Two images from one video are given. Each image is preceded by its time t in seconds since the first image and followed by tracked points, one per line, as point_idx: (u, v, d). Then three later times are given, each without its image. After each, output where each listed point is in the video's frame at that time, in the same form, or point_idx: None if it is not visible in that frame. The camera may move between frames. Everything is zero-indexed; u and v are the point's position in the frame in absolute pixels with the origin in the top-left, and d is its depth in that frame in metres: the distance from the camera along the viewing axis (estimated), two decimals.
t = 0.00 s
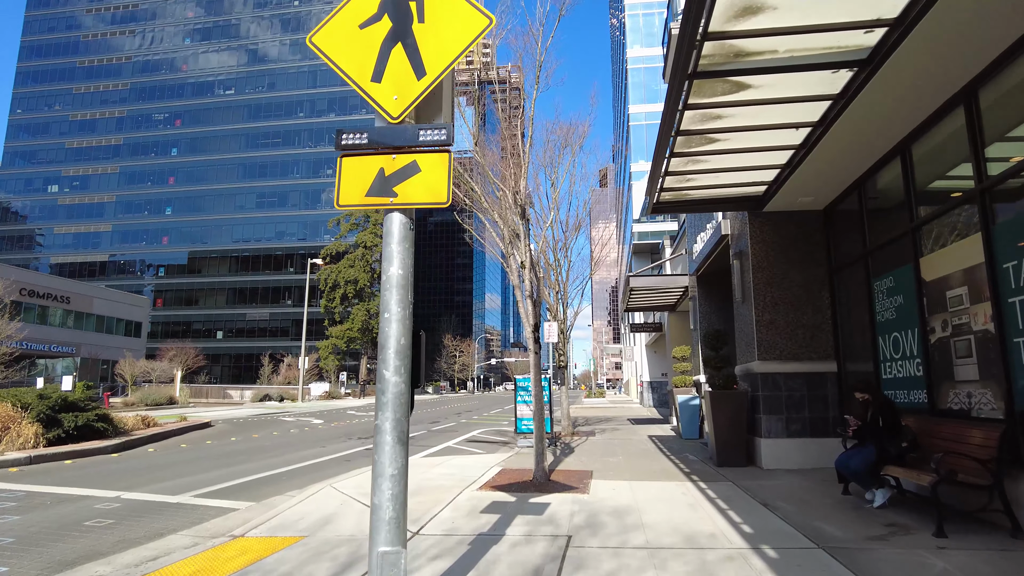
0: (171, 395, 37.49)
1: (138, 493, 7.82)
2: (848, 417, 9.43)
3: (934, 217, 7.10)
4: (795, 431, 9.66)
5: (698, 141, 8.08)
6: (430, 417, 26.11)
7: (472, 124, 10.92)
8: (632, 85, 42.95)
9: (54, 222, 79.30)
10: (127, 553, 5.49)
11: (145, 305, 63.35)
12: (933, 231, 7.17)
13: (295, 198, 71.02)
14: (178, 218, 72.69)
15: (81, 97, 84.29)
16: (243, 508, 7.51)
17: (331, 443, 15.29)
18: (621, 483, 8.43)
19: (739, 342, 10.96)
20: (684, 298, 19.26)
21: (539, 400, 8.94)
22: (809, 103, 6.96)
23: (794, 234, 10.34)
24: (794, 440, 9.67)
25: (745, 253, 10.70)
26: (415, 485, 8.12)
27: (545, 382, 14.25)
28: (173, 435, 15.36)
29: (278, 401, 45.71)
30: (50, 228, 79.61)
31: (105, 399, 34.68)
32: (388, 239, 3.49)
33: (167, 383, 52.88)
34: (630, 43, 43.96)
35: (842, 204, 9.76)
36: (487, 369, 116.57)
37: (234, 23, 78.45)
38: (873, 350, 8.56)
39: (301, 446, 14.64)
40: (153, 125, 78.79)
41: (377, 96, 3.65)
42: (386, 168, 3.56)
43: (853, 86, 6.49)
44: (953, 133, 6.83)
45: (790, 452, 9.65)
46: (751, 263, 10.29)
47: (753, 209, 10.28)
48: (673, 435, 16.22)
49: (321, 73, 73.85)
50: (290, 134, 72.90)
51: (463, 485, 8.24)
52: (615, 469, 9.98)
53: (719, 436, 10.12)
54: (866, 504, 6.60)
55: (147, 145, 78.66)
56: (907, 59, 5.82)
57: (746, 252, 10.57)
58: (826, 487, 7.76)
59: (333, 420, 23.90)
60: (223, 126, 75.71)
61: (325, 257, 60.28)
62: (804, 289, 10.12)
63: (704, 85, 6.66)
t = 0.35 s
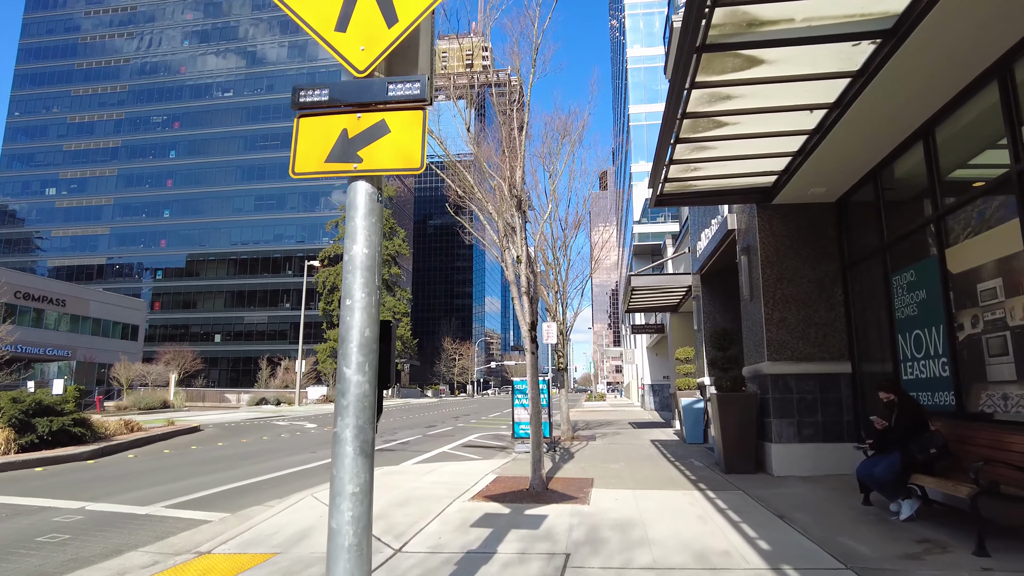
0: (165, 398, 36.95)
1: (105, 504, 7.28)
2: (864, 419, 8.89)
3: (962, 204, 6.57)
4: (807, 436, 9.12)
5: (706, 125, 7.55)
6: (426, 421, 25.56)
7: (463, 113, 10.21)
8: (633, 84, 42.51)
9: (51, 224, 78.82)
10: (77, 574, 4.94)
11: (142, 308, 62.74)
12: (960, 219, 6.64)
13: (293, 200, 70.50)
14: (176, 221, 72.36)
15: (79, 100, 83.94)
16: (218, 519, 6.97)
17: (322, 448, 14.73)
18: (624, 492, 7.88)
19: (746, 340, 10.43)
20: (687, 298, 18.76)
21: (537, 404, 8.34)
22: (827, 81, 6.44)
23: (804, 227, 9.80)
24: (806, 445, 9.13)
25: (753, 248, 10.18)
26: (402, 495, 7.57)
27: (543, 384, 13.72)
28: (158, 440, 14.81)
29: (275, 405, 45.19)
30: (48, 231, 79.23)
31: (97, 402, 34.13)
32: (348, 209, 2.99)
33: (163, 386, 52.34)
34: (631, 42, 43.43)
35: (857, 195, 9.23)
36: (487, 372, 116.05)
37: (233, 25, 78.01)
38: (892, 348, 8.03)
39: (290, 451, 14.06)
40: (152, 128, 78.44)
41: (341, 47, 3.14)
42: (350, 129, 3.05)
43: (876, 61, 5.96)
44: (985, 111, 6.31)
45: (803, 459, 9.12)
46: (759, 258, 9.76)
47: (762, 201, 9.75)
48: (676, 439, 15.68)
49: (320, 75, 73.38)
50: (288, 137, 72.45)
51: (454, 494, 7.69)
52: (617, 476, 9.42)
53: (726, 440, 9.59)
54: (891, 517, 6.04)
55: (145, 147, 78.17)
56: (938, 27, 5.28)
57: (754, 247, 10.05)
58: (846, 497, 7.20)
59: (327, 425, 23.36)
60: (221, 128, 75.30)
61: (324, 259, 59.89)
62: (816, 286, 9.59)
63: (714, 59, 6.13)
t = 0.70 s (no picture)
0: (161, 400, 36.49)
1: (70, 514, 6.78)
2: (883, 422, 8.38)
3: (995, 191, 6.05)
4: (822, 440, 8.61)
5: (718, 106, 7.05)
6: (424, 424, 25.03)
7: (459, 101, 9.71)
8: (634, 83, 41.99)
9: (50, 226, 78.46)
10: None
11: (141, 309, 62.26)
12: (991, 208, 6.12)
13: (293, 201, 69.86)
14: (176, 222, 72.16)
15: (79, 101, 83.67)
16: (191, 529, 6.48)
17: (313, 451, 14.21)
18: (629, 501, 7.37)
19: (756, 338, 9.94)
20: (691, 297, 18.25)
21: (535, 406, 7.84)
22: (851, 55, 5.92)
23: (818, 218, 9.29)
24: (822, 448, 8.62)
25: (763, 242, 9.67)
26: (391, 505, 7.05)
27: (544, 386, 13.23)
28: (144, 443, 14.30)
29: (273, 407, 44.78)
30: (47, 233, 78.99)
31: (92, 404, 33.68)
32: (302, 173, 2.52)
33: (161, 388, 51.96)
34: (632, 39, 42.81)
35: (875, 185, 8.72)
36: (487, 374, 115.70)
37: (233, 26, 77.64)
38: (916, 347, 7.50)
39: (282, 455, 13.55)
40: (151, 129, 78.10)
41: None
42: (305, 80, 2.58)
43: (901, 35, 5.48)
44: (1021, 89, 5.79)
45: (817, 463, 8.62)
46: (770, 253, 9.27)
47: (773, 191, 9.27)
48: (681, 442, 15.17)
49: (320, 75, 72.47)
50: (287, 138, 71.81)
51: (446, 503, 7.18)
52: (622, 483, 8.90)
53: (736, 442, 9.11)
54: (922, 529, 5.55)
55: (144, 148, 77.84)
56: None
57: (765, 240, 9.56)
58: (870, 506, 6.68)
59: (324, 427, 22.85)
60: (221, 129, 74.86)
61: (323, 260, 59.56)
62: (830, 281, 9.07)
63: (726, 29, 5.64)
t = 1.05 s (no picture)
0: (157, 404, 36.02)
1: (30, 532, 6.30)
2: (905, 430, 7.88)
3: None
4: (839, 449, 8.10)
5: (732, 92, 6.57)
6: (422, 429, 24.52)
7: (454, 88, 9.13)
8: (637, 84, 41.52)
9: (50, 228, 78.18)
10: None
11: (139, 311, 61.84)
12: None
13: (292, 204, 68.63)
14: (176, 224, 71.83)
15: (79, 103, 83.41)
16: (160, 548, 6.00)
17: (305, 459, 13.72)
18: (635, 517, 6.88)
19: (768, 341, 9.44)
20: (695, 300, 17.78)
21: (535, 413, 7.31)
22: (878, 33, 5.44)
23: (834, 216, 8.79)
24: (838, 459, 8.10)
25: (776, 240, 9.18)
26: (379, 522, 6.54)
27: (544, 391, 12.75)
28: (129, 449, 13.80)
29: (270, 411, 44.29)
30: (47, 235, 78.73)
31: (86, 407, 33.25)
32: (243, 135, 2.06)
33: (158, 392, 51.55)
34: (636, 40, 42.30)
35: (895, 179, 8.22)
36: (488, 377, 115.15)
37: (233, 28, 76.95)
38: (943, 352, 6.99)
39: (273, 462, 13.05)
40: (151, 131, 77.79)
41: None
42: (248, 25, 2.16)
43: (936, 9, 4.99)
44: None
45: (834, 474, 8.10)
46: (784, 251, 8.78)
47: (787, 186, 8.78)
48: (686, 450, 14.66)
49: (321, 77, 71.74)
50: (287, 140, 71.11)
51: (438, 519, 6.67)
52: (626, 495, 8.40)
53: (746, 450, 8.61)
54: (961, 553, 5.08)
55: (144, 150, 77.63)
56: None
57: (778, 238, 9.07)
58: (897, 526, 6.16)
59: (320, 432, 22.35)
60: (221, 130, 74.39)
61: (322, 262, 59.07)
62: (847, 281, 8.58)
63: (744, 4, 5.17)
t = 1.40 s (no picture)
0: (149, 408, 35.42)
1: None
2: (928, 435, 7.36)
3: None
4: (855, 455, 7.56)
5: (743, 67, 6.09)
6: (418, 433, 23.96)
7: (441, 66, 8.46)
8: (636, 84, 41.08)
9: (47, 231, 77.68)
10: None
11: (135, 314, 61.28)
12: None
13: (290, 206, 67.97)
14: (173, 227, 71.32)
15: (76, 105, 83.00)
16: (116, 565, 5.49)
17: (292, 465, 13.18)
18: (639, 529, 6.35)
19: (777, 341, 8.95)
20: (697, 300, 17.27)
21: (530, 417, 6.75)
22: None
23: (847, 206, 8.30)
24: (855, 466, 7.56)
25: (785, 233, 8.68)
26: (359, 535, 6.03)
27: (541, 394, 12.25)
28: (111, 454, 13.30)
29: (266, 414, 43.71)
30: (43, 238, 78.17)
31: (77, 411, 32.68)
32: (125, 60, 2.15)
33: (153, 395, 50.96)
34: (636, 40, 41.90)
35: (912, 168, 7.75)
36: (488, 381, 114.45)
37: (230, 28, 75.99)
38: (970, 350, 6.47)
39: (261, 469, 12.56)
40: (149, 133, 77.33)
41: None
42: None
43: None
44: None
45: (851, 482, 7.55)
46: (794, 245, 8.29)
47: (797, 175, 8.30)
48: (689, 455, 14.14)
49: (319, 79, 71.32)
50: (286, 142, 70.62)
51: (423, 532, 6.19)
52: (628, 504, 7.88)
53: (756, 458, 8.07)
54: (1004, 575, 4.45)
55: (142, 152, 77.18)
56: None
57: (787, 231, 8.60)
58: (922, 541, 5.65)
59: (312, 437, 21.80)
60: (218, 133, 73.87)
61: (320, 265, 58.54)
62: (862, 275, 8.06)
63: None
